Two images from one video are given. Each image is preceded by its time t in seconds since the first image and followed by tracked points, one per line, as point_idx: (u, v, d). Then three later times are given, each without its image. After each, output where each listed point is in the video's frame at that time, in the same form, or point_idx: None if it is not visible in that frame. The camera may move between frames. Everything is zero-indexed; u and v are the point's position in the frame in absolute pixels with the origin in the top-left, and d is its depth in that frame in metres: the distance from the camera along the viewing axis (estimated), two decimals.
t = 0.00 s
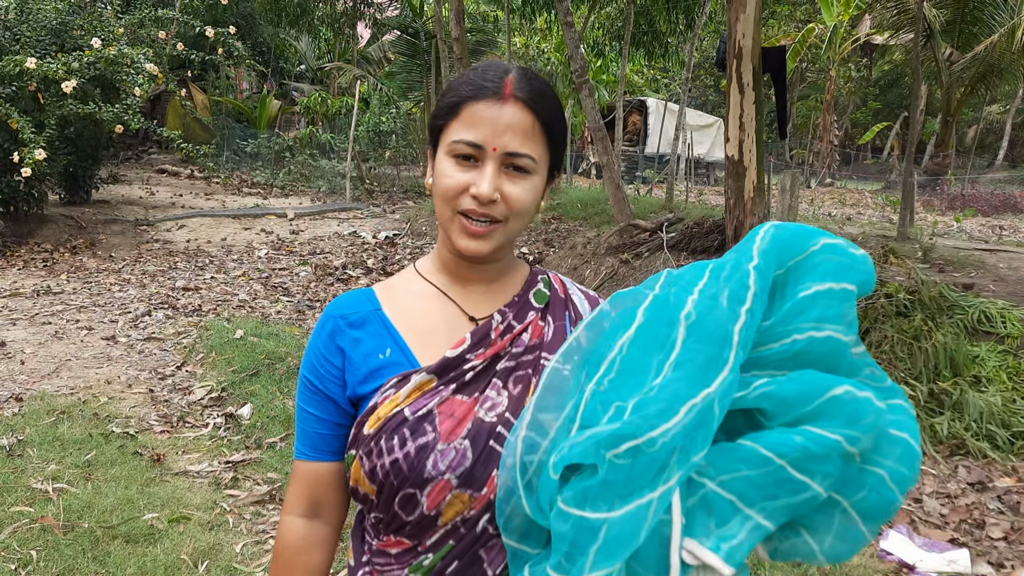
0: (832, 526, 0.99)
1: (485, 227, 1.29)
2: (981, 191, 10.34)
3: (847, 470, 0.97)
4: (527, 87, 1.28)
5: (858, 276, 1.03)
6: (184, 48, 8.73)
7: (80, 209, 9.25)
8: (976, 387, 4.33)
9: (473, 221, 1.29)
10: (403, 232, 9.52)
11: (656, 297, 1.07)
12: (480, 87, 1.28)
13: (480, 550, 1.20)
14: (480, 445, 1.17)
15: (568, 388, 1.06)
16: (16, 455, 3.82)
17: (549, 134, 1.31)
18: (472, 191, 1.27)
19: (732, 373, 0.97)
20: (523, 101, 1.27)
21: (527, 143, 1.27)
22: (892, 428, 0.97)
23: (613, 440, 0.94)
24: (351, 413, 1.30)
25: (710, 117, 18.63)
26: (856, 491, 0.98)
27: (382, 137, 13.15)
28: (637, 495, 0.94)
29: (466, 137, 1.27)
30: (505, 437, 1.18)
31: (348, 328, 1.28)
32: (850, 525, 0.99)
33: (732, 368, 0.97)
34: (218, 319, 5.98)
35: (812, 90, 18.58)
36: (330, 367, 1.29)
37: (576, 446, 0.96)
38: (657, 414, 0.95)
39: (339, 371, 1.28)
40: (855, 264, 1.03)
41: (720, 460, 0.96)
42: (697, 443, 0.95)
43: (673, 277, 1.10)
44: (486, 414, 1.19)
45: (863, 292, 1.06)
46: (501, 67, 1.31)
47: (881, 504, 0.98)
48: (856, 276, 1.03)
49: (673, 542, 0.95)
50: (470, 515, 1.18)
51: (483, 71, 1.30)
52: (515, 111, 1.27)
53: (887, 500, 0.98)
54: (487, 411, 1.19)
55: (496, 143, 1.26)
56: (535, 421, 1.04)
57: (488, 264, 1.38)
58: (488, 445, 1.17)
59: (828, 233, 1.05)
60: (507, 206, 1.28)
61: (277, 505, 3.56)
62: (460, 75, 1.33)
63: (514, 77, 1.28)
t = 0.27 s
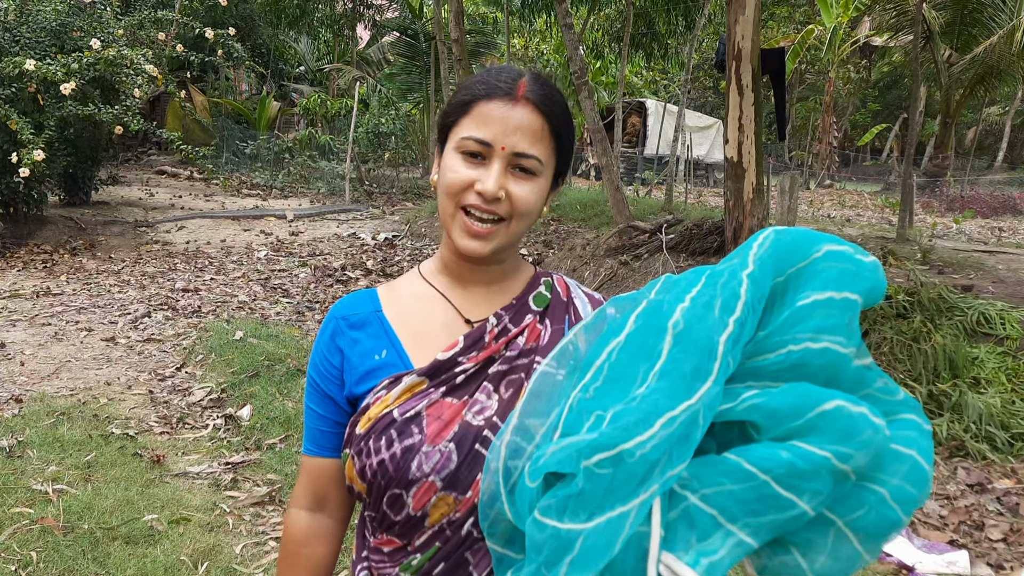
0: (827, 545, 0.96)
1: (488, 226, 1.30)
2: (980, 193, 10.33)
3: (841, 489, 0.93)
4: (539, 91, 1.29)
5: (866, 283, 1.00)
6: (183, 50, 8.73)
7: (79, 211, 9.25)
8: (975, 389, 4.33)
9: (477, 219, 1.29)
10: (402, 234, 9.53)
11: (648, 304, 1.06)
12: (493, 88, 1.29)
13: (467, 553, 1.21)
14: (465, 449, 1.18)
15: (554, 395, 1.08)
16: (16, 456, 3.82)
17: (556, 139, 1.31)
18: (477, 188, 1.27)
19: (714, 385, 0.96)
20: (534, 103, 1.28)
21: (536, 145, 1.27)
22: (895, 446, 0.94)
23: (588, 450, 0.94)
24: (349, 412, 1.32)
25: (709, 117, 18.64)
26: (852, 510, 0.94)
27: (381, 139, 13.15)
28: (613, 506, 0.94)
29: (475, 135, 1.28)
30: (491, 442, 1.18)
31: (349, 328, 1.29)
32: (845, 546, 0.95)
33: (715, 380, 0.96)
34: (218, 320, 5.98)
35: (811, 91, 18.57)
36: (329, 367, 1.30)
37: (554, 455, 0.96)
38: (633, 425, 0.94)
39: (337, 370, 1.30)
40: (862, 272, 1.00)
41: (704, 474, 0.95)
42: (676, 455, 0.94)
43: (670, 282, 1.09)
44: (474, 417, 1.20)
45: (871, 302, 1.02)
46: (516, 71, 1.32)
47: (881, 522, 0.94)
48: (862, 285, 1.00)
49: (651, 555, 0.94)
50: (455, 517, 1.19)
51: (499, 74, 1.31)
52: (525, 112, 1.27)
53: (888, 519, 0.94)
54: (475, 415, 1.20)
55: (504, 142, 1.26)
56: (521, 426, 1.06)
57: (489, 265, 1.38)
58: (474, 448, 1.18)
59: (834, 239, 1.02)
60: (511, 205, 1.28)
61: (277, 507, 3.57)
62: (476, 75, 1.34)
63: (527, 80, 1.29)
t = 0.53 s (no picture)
0: (812, 564, 0.94)
1: (493, 219, 1.29)
2: (980, 194, 10.30)
3: (825, 507, 0.92)
4: (551, 89, 1.31)
5: (863, 292, 0.99)
6: (183, 51, 8.74)
7: (79, 211, 9.26)
8: (974, 390, 4.32)
9: (482, 211, 1.29)
10: (402, 235, 9.53)
11: (637, 309, 1.07)
12: (505, 83, 1.31)
13: (452, 553, 1.21)
14: (451, 449, 1.18)
15: (539, 398, 1.09)
16: (15, 457, 3.82)
17: (563, 139, 1.32)
18: (483, 179, 1.27)
19: (690, 396, 0.95)
20: (544, 100, 1.30)
21: (544, 141, 1.28)
22: (889, 464, 0.93)
23: (559, 457, 0.94)
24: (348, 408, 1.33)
25: (709, 118, 18.64)
26: (839, 529, 0.93)
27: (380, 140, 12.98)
28: (582, 515, 0.94)
29: (485, 127, 1.29)
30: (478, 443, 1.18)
31: (349, 324, 1.31)
32: (830, 564, 0.93)
33: (691, 390, 0.96)
34: (217, 321, 5.99)
35: (811, 92, 18.56)
36: (331, 362, 1.32)
37: (528, 459, 0.97)
38: (606, 432, 0.94)
39: (338, 366, 1.32)
40: (860, 280, 0.99)
41: (681, 485, 0.94)
42: (647, 466, 0.94)
43: (664, 285, 1.09)
44: (462, 418, 1.20)
45: (870, 311, 1.01)
46: (526, 71, 1.34)
47: (871, 543, 0.92)
48: (857, 294, 0.99)
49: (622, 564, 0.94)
50: (441, 517, 1.20)
51: (510, 71, 1.33)
52: (536, 108, 1.29)
53: (879, 540, 0.92)
54: (464, 416, 1.20)
55: (514, 135, 1.27)
56: (507, 429, 1.09)
57: (490, 263, 1.38)
58: (461, 449, 1.18)
59: (830, 246, 1.02)
60: (517, 199, 1.28)
61: (277, 507, 3.57)
62: (487, 73, 1.36)
63: (538, 79, 1.32)
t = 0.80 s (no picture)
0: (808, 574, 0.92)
1: (494, 217, 1.29)
2: (981, 195, 10.28)
3: (825, 516, 0.91)
4: (547, 86, 1.31)
5: (869, 303, 1.00)
6: (183, 51, 8.74)
7: (79, 212, 9.26)
8: (974, 390, 4.32)
9: (482, 209, 1.29)
10: (402, 235, 9.53)
11: (641, 314, 1.07)
12: (501, 81, 1.31)
13: (448, 553, 1.20)
14: (449, 450, 1.18)
15: (539, 400, 1.09)
16: (16, 457, 3.82)
17: (562, 135, 1.32)
18: (483, 178, 1.27)
19: (691, 403, 0.95)
20: (541, 97, 1.30)
21: (542, 138, 1.29)
22: (890, 475, 0.93)
23: (559, 461, 0.95)
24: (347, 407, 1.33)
25: (710, 118, 18.65)
26: (838, 539, 0.92)
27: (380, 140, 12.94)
28: (580, 518, 0.94)
29: (483, 127, 1.29)
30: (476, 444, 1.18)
31: (350, 322, 1.31)
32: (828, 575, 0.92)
33: (692, 397, 0.95)
34: (217, 321, 5.99)
35: (812, 92, 18.54)
36: (331, 360, 1.32)
37: (527, 461, 0.97)
38: (605, 437, 0.95)
39: (338, 363, 1.32)
40: (866, 291, 1.00)
41: (680, 492, 0.94)
42: (645, 473, 0.94)
43: (668, 293, 1.09)
44: (461, 419, 1.20)
45: (875, 323, 1.02)
46: (523, 69, 1.34)
47: (869, 555, 0.91)
48: (863, 305, 1.00)
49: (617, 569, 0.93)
50: (437, 518, 1.19)
51: (506, 69, 1.33)
52: (533, 106, 1.29)
53: (877, 552, 0.91)
54: (462, 417, 1.20)
55: (512, 133, 1.28)
56: (507, 430, 1.08)
57: (492, 262, 1.38)
58: (459, 450, 1.18)
59: (836, 256, 1.02)
60: (518, 197, 1.28)
61: (276, 507, 3.57)
62: (483, 73, 1.37)
63: (534, 76, 1.31)
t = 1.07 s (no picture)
0: (820, 569, 0.94)
1: (496, 218, 1.27)
2: (983, 195, 10.23)
3: (837, 512, 0.92)
4: (548, 84, 1.28)
5: (874, 300, 1.01)
6: (182, 50, 8.70)
7: (77, 211, 9.22)
8: (975, 391, 4.29)
9: (485, 210, 1.27)
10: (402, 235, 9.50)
11: (649, 312, 1.07)
12: (501, 80, 1.28)
13: (455, 557, 1.19)
14: (457, 451, 1.16)
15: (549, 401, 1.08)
16: (13, 458, 3.80)
17: (564, 134, 1.30)
18: (485, 179, 1.25)
19: (706, 400, 0.96)
20: (541, 96, 1.27)
21: (545, 138, 1.26)
22: (897, 469, 0.94)
23: (575, 461, 0.93)
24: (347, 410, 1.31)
25: (710, 118, 18.63)
26: (848, 533, 0.93)
27: (380, 139, 13.21)
28: (597, 519, 0.93)
29: (484, 127, 1.26)
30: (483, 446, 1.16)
31: (349, 324, 1.28)
32: (839, 569, 0.93)
33: (706, 395, 0.96)
34: (216, 321, 5.96)
35: (812, 92, 18.50)
36: (330, 364, 1.29)
37: (541, 462, 0.95)
38: (622, 436, 0.94)
39: (337, 366, 1.29)
40: (871, 288, 1.01)
41: (694, 490, 0.94)
42: (663, 470, 0.94)
43: (674, 291, 1.10)
44: (467, 421, 1.18)
45: (879, 319, 1.03)
46: (523, 67, 1.31)
47: (877, 548, 0.93)
48: (869, 302, 1.01)
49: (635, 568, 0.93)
50: (445, 521, 1.18)
51: (506, 67, 1.30)
52: (533, 105, 1.27)
53: (885, 545, 0.92)
54: (469, 418, 1.18)
55: (514, 133, 1.25)
56: (514, 432, 1.07)
57: (493, 263, 1.36)
58: (466, 452, 1.16)
59: (841, 254, 1.04)
60: (521, 197, 1.26)
61: (275, 508, 3.55)
62: (482, 71, 1.34)
63: (534, 74, 1.29)
